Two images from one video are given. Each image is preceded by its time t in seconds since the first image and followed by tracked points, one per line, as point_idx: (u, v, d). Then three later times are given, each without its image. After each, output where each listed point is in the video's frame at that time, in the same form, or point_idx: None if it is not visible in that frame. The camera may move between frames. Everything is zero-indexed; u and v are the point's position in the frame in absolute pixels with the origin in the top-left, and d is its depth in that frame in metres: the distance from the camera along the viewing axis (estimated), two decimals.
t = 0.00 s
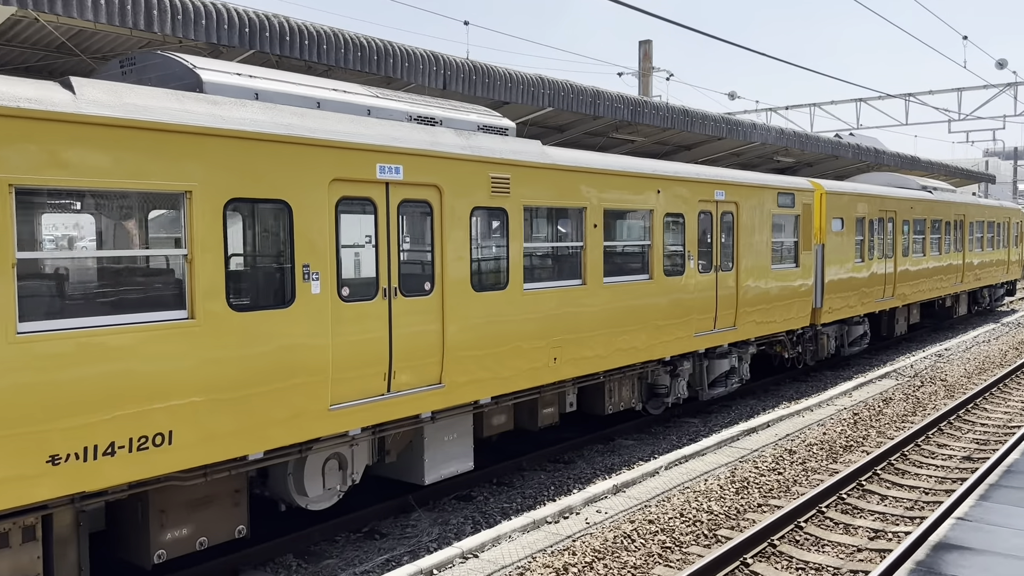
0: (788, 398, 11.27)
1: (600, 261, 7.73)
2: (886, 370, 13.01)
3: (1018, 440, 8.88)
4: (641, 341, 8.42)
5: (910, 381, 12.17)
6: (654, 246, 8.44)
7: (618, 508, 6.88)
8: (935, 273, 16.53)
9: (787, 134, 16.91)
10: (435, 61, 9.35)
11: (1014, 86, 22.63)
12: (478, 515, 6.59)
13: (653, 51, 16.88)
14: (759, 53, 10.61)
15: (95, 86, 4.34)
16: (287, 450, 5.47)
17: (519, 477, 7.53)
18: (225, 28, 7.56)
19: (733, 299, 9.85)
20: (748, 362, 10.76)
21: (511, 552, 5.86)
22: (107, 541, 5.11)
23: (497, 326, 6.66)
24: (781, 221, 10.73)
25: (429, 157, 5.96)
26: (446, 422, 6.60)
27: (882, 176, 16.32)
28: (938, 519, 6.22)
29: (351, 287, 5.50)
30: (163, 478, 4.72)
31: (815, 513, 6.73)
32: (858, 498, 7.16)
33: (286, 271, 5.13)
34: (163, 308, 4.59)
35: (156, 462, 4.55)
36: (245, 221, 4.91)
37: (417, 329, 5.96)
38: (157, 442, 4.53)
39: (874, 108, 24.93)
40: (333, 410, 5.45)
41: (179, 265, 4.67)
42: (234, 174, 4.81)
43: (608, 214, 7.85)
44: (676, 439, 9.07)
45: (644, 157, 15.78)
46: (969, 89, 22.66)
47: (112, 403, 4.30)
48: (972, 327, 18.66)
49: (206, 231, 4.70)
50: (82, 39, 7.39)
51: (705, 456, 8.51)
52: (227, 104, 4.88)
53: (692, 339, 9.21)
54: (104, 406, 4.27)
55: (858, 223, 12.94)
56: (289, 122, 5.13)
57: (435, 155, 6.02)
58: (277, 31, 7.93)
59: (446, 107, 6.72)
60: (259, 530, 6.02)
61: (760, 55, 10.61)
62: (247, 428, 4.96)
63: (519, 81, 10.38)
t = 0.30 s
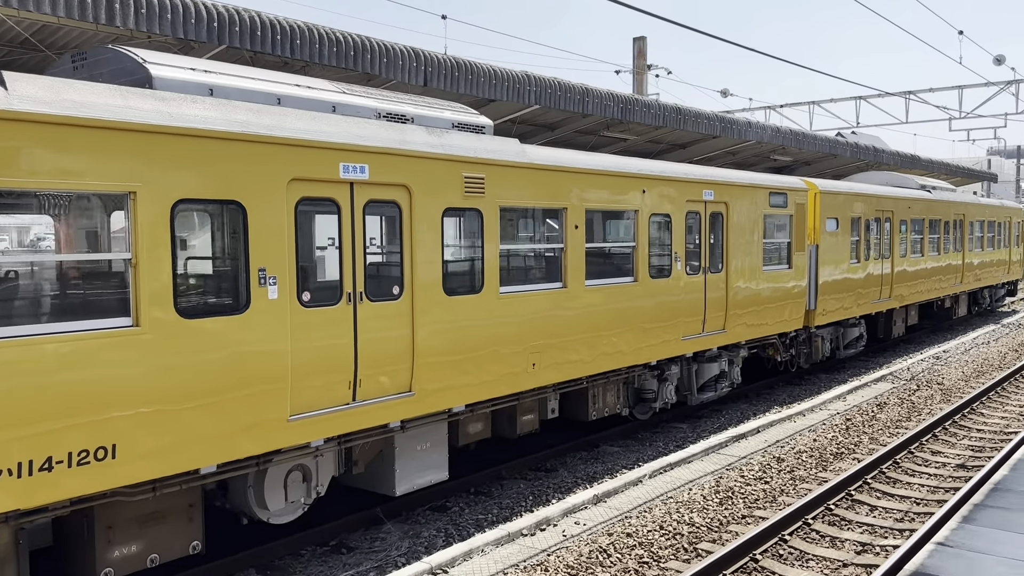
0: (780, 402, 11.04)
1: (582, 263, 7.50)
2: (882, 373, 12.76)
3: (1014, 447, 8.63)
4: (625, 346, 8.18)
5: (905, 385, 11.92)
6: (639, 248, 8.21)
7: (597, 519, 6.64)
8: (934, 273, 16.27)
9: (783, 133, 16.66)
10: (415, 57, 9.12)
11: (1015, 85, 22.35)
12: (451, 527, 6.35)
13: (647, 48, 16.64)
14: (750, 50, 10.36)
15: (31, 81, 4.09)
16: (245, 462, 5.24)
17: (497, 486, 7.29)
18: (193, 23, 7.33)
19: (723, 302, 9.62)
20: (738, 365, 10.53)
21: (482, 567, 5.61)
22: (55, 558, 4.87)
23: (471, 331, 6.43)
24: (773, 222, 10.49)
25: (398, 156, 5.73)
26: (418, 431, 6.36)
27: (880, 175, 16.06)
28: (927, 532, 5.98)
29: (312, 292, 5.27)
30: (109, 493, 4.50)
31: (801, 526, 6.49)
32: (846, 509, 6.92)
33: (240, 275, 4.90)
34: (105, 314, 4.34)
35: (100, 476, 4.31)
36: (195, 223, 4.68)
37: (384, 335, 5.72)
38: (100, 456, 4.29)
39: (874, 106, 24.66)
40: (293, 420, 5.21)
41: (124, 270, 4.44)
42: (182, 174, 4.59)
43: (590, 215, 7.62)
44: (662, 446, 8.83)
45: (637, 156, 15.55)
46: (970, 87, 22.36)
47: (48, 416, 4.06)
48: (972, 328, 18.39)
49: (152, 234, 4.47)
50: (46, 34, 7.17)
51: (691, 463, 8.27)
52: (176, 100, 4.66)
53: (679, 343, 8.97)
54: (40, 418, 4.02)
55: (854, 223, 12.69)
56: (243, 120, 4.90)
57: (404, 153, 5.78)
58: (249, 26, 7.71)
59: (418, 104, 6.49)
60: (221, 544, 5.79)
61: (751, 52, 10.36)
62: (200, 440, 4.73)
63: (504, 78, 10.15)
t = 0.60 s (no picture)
0: (776, 402, 10.78)
1: (566, 258, 7.25)
2: (881, 372, 12.49)
3: (1015, 449, 8.35)
4: (613, 344, 7.92)
5: (905, 384, 11.65)
6: (627, 243, 7.96)
7: (579, 524, 6.38)
8: (935, 270, 15.98)
9: (782, 127, 16.38)
10: (399, 46, 8.87)
11: (1020, 79, 22.02)
12: (426, 532, 6.10)
13: (644, 41, 16.38)
14: (744, 41, 10.10)
15: None
16: (203, 466, 5.01)
17: (478, 490, 7.04)
18: (162, 9, 7.08)
19: (716, 299, 9.36)
20: (733, 364, 10.27)
21: None
22: None
23: (448, 329, 6.17)
24: (768, 217, 10.22)
25: (368, 146, 5.47)
26: (392, 432, 6.11)
27: (881, 171, 15.78)
28: (922, 539, 5.72)
29: (274, 288, 5.02)
30: (53, 500, 4.25)
31: (791, 532, 6.23)
32: (839, 514, 6.66)
33: (194, 270, 4.66)
34: (45, 311, 4.08)
35: (41, 483, 4.06)
36: (144, 215, 4.45)
37: (353, 334, 5.47)
38: (40, 461, 4.03)
39: (876, 101, 24.35)
40: (253, 423, 4.97)
41: (67, 264, 4.18)
42: (130, 163, 4.34)
43: (575, 209, 7.37)
44: (652, 447, 8.57)
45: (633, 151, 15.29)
46: (974, 82, 22.03)
47: None
48: (975, 326, 18.09)
49: (97, 226, 4.22)
50: (12, 21, 6.94)
51: (681, 466, 8.01)
52: (124, 86, 4.41)
53: (670, 341, 8.71)
54: None
55: (853, 218, 12.41)
56: (198, 106, 4.66)
57: (375, 143, 5.53)
58: (224, 13, 7.47)
59: (393, 92, 6.24)
60: (183, 551, 5.55)
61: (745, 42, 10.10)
62: (151, 444, 4.49)
63: (492, 68, 9.88)
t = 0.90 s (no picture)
0: (771, 409, 10.50)
1: (549, 262, 6.98)
2: (880, 377, 12.20)
3: (1016, 460, 8.06)
4: (598, 351, 7.65)
5: (904, 391, 11.36)
6: (615, 247, 7.69)
7: (558, 540, 6.11)
8: (938, 274, 15.67)
9: (783, 127, 16.09)
10: (381, 42, 8.62)
11: None
12: (397, 548, 5.83)
13: (642, 39, 16.11)
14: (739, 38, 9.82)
15: None
16: (156, 481, 4.76)
17: (456, 503, 6.78)
18: (130, 2, 6.83)
19: (708, 304, 9.09)
20: (726, 371, 10.01)
21: None
22: None
23: (421, 335, 5.90)
24: (763, 219, 9.95)
25: (334, 145, 5.22)
26: (363, 444, 5.85)
27: (882, 172, 15.48)
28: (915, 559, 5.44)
29: (230, 293, 4.77)
30: None
31: (778, 549, 5.96)
32: (830, 530, 6.39)
33: (142, 275, 4.41)
34: None
35: None
36: (86, 217, 4.20)
37: (317, 341, 5.21)
38: None
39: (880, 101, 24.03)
40: (207, 436, 4.71)
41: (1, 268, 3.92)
42: (70, 162, 4.09)
43: (559, 210, 7.10)
44: (640, 456, 8.30)
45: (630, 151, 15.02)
46: (978, 81, 21.68)
47: None
48: (978, 331, 17.77)
49: (34, 228, 3.97)
50: None
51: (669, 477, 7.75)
52: (66, 80, 4.16)
53: (659, 347, 8.44)
54: None
55: (852, 220, 12.13)
56: (146, 102, 4.41)
57: (342, 141, 5.28)
58: (196, 7, 7.23)
59: (366, 89, 6.01)
60: (140, 569, 5.30)
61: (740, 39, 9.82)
62: (94, 460, 4.23)
63: (478, 65, 9.62)
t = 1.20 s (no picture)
0: (763, 412, 10.25)
1: (527, 259, 6.76)
2: (876, 380, 11.95)
3: (1011, 467, 7.81)
4: (579, 352, 7.41)
5: (900, 395, 11.11)
6: (597, 244, 7.46)
7: (531, 548, 5.88)
8: (937, 275, 15.40)
9: (781, 125, 15.83)
10: (360, 33, 8.39)
11: None
12: (361, 556, 5.60)
13: (637, 35, 15.85)
14: (730, 31, 9.56)
15: None
16: (101, 486, 4.54)
17: (429, 508, 6.55)
18: None
19: (695, 304, 8.86)
20: (716, 373, 9.79)
21: None
22: None
23: (388, 335, 5.67)
24: (754, 218, 9.71)
25: (293, 135, 4.99)
26: (327, 448, 5.63)
27: (881, 171, 15.22)
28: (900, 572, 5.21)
29: (177, 289, 4.56)
30: None
31: (759, 560, 5.73)
32: (815, 540, 6.15)
33: (82, 270, 4.19)
34: None
35: None
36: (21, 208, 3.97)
37: (275, 341, 4.99)
38: None
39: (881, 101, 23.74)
40: (152, 440, 4.49)
41: None
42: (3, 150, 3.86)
43: (538, 207, 6.87)
44: (623, 460, 8.07)
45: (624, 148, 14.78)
46: (981, 81, 21.39)
47: None
48: (979, 333, 17.49)
49: None
50: None
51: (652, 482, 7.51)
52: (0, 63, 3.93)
53: (644, 349, 8.20)
54: None
55: (848, 219, 11.87)
56: (88, 88, 4.19)
57: (301, 131, 5.05)
58: None
59: (333, 79, 5.78)
60: None
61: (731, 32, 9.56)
62: (30, 465, 4.01)
63: (462, 58, 9.38)
